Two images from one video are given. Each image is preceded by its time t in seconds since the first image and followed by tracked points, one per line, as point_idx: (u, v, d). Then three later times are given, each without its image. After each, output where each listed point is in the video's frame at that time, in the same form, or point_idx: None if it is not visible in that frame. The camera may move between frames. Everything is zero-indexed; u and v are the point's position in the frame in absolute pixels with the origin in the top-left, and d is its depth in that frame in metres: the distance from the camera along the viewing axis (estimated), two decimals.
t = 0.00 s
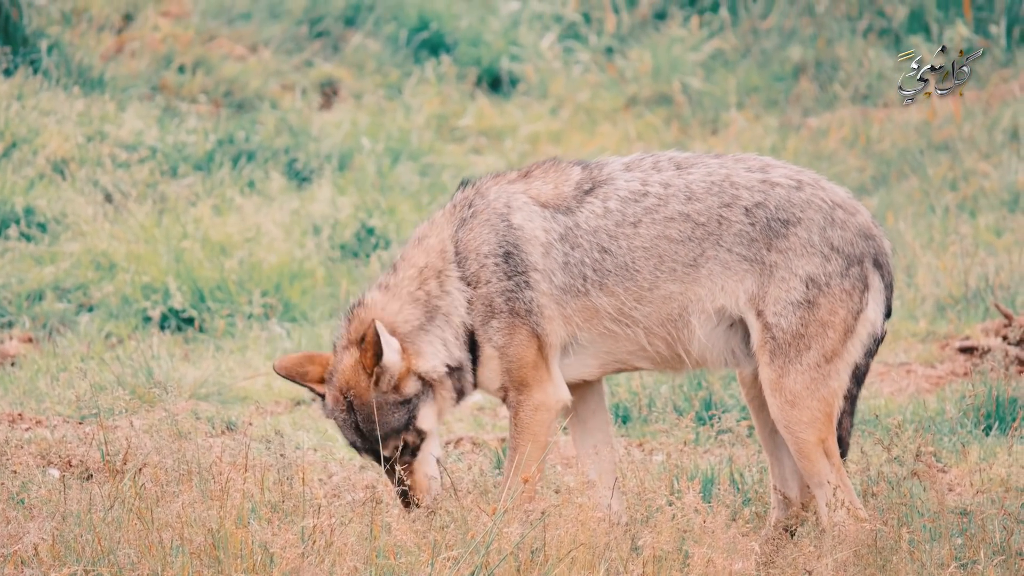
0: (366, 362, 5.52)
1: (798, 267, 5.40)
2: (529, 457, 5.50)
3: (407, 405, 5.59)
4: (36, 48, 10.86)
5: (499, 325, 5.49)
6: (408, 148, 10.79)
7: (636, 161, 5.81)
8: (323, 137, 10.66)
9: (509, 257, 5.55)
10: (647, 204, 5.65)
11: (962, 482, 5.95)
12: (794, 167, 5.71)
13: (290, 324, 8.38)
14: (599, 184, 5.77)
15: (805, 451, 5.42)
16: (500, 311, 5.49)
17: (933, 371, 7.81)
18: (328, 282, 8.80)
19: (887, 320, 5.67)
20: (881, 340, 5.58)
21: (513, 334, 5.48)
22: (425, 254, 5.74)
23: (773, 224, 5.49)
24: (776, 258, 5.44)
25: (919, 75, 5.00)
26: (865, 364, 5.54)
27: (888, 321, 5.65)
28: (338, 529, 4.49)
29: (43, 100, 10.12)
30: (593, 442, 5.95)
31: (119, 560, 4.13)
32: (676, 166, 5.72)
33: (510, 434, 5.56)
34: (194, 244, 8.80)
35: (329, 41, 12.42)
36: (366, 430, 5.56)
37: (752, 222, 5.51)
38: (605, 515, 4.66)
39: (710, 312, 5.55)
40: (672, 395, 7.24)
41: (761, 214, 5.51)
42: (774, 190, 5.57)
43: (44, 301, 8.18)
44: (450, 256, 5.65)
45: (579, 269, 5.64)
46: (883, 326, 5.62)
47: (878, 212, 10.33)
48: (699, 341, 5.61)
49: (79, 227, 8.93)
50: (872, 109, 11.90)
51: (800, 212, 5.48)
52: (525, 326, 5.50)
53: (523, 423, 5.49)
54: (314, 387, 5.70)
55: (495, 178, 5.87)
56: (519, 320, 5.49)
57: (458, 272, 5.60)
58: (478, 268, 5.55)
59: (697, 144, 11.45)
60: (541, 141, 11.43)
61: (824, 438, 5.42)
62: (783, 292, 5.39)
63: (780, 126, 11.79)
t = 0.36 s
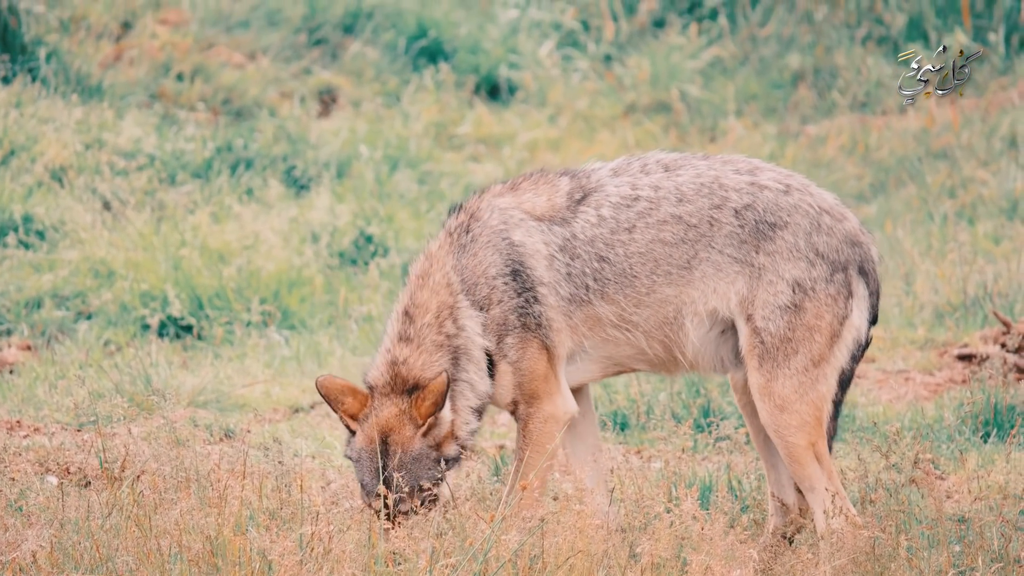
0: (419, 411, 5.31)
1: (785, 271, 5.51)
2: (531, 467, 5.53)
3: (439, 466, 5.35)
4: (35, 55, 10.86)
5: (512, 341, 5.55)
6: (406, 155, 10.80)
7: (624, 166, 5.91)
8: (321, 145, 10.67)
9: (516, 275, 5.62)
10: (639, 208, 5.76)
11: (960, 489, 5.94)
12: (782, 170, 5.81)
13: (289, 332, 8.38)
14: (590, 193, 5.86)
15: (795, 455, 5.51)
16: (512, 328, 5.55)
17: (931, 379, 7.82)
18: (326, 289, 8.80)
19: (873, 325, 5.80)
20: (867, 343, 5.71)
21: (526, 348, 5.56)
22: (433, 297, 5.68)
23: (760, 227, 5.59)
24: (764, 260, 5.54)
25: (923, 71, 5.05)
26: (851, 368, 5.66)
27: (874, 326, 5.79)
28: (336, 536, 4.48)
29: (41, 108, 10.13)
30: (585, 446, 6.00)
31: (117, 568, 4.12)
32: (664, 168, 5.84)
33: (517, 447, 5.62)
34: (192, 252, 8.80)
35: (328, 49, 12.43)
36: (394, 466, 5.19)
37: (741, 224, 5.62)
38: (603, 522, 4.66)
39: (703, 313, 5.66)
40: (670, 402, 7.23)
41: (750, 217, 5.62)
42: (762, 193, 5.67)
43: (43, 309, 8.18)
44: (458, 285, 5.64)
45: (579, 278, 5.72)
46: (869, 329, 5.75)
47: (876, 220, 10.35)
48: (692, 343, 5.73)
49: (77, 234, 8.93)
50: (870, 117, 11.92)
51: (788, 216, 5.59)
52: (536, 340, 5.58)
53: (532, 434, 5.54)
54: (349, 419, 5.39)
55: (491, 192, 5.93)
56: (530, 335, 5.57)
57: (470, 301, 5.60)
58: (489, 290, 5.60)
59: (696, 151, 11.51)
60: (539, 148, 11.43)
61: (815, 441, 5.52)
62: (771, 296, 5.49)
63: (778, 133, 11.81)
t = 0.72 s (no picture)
0: (413, 428, 5.20)
1: (766, 268, 5.58)
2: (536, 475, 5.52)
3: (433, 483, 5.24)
4: (33, 58, 10.85)
5: (512, 353, 5.56)
6: (405, 158, 10.80)
7: (604, 171, 5.95)
8: (320, 148, 10.68)
9: (513, 287, 5.61)
10: (624, 211, 5.79)
11: (958, 492, 5.95)
12: (758, 170, 5.89)
13: (287, 335, 8.38)
14: (576, 200, 5.87)
15: (781, 450, 5.56)
16: (510, 340, 5.56)
17: (929, 382, 7.82)
18: (324, 292, 8.80)
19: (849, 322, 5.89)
20: (844, 341, 5.81)
21: (526, 359, 5.57)
22: (428, 317, 5.61)
23: (742, 225, 5.67)
24: (746, 258, 5.62)
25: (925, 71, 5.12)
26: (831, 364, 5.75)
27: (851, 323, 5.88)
28: (333, 539, 4.48)
29: (39, 111, 10.12)
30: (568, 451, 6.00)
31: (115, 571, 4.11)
32: (644, 170, 5.90)
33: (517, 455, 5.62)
34: (190, 255, 8.80)
35: (326, 52, 12.44)
36: (387, 483, 5.06)
37: (723, 222, 5.69)
38: (602, 524, 4.66)
39: (690, 313, 5.71)
40: (669, 405, 7.24)
41: (731, 215, 5.69)
42: (741, 191, 5.75)
43: (41, 312, 8.17)
44: (455, 306, 5.59)
45: (572, 285, 5.73)
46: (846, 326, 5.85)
47: (874, 223, 10.36)
48: (680, 344, 5.79)
49: (75, 237, 8.92)
50: (868, 120, 11.93)
51: (767, 214, 5.67)
52: (535, 351, 5.59)
53: (534, 442, 5.55)
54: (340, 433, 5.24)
55: (479, 207, 5.91)
56: (529, 345, 5.58)
57: (468, 321, 5.57)
58: (486, 307, 5.58)
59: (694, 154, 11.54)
60: (537, 151, 11.43)
61: (800, 437, 5.58)
62: (753, 294, 5.56)
63: (776, 136, 11.83)
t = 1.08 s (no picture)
0: (405, 431, 5.12)
1: (738, 249, 5.61)
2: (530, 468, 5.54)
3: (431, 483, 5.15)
4: (30, 53, 10.83)
5: (502, 348, 5.54)
6: (402, 153, 10.79)
7: (573, 161, 5.97)
8: (317, 142, 10.67)
9: (501, 282, 5.60)
10: (597, 197, 5.82)
11: (957, 487, 5.96)
12: (723, 155, 5.95)
13: (284, 329, 8.38)
14: (550, 190, 5.88)
15: (763, 430, 5.53)
16: (500, 335, 5.54)
17: (927, 376, 7.83)
18: (322, 286, 8.80)
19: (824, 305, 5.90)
20: (819, 326, 5.83)
21: (517, 353, 5.55)
22: (422, 322, 5.59)
23: (712, 207, 5.70)
24: (718, 240, 5.65)
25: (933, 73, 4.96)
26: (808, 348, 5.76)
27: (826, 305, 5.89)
28: (331, 534, 4.48)
29: (36, 106, 10.11)
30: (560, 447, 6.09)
31: (113, 565, 4.11)
32: (611, 158, 5.95)
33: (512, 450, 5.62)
34: (188, 250, 8.80)
35: (324, 46, 12.43)
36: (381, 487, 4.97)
37: (694, 205, 5.72)
38: (600, 519, 4.68)
39: (670, 296, 5.73)
40: (666, 399, 7.24)
41: (701, 197, 5.73)
42: (708, 174, 5.80)
43: (38, 306, 8.17)
44: (448, 309, 5.58)
45: (554, 274, 5.72)
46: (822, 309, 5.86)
47: (872, 218, 10.36)
48: (660, 328, 5.81)
49: (73, 232, 8.91)
50: (866, 114, 11.92)
51: (735, 196, 5.72)
52: (525, 344, 5.58)
53: (528, 436, 5.55)
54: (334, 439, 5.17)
55: (457, 204, 5.91)
56: (520, 339, 5.57)
57: (460, 322, 5.55)
58: (476, 305, 5.57)
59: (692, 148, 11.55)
60: (535, 145, 11.42)
61: (780, 416, 5.55)
62: (727, 275, 5.58)
63: (775, 131, 11.83)
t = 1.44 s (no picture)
0: (393, 408, 5.07)
1: (703, 230, 5.65)
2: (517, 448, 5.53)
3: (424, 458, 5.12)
4: (28, 37, 10.79)
5: (481, 325, 5.49)
6: (400, 137, 10.76)
7: (541, 143, 5.97)
8: (315, 127, 10.66)
9: (476, 259, 5.56)
10: (566, 178, 5.82)
11: (954, 472, 5.98)
12: (689, 137, 5.98)
13: (282, 314, 8.37)
14: (520, 170, 5.87)
15: (716, 390, 5.61)
16: (478, 312, 5.50)
17: (925, 361, 7.84)
18: (320, 272, 8.79)
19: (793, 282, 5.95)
20: (786, 305, 5.88)
21: (496, 329, 5.52)
22: (402, 298, 5.51)
23: (679, 188, 5.73)
24: (683, 221, 5.68)
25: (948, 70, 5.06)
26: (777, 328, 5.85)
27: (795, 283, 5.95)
28: (329, 518, 4.49)
29: (34, 90, 10.08)
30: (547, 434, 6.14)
31: (110, 550, 4.11)
32: (579, 140, 5.94)
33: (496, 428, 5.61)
34: (186, 235, 8.79)
35: (322, 31, 12.44)
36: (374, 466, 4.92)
37: (660, 186, 5.75)
38: (597, 504, 4.69)
39: (635, 277, 5.76)
40: (664, 384, 7.25)
41: (668, 178, 5.75)
42: (675, 156, 5.83)
43: (36, 291, 8.16)
44: (425, 285, 5.52)
45: (528, 252, 5.71)
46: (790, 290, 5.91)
47: (870, 202, 10.36)
48: (626, 311, 5.84)
49: (71, 217, 8.90)
50: (865, 99, 11.90)
51: (702, 177, 5.74)
52: (503, 320, 5.54)
53: (512, 412, 5.54)
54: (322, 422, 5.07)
55: (428, 186, 5.88)
56: (497, 315, 5.53)
57: (438, 298, 5.49)
58: (453, 283, 5.52)
59: (690, 133, 11.55)
60: (534, 130, 11.39)
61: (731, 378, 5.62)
62: (689, 255, 5.62)
63: (773, 116, 11.82)
